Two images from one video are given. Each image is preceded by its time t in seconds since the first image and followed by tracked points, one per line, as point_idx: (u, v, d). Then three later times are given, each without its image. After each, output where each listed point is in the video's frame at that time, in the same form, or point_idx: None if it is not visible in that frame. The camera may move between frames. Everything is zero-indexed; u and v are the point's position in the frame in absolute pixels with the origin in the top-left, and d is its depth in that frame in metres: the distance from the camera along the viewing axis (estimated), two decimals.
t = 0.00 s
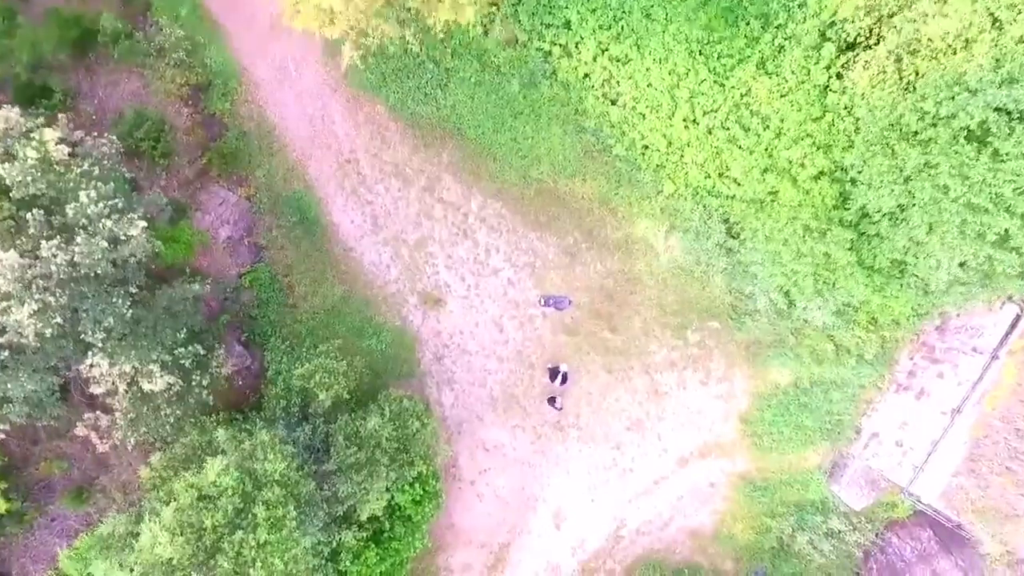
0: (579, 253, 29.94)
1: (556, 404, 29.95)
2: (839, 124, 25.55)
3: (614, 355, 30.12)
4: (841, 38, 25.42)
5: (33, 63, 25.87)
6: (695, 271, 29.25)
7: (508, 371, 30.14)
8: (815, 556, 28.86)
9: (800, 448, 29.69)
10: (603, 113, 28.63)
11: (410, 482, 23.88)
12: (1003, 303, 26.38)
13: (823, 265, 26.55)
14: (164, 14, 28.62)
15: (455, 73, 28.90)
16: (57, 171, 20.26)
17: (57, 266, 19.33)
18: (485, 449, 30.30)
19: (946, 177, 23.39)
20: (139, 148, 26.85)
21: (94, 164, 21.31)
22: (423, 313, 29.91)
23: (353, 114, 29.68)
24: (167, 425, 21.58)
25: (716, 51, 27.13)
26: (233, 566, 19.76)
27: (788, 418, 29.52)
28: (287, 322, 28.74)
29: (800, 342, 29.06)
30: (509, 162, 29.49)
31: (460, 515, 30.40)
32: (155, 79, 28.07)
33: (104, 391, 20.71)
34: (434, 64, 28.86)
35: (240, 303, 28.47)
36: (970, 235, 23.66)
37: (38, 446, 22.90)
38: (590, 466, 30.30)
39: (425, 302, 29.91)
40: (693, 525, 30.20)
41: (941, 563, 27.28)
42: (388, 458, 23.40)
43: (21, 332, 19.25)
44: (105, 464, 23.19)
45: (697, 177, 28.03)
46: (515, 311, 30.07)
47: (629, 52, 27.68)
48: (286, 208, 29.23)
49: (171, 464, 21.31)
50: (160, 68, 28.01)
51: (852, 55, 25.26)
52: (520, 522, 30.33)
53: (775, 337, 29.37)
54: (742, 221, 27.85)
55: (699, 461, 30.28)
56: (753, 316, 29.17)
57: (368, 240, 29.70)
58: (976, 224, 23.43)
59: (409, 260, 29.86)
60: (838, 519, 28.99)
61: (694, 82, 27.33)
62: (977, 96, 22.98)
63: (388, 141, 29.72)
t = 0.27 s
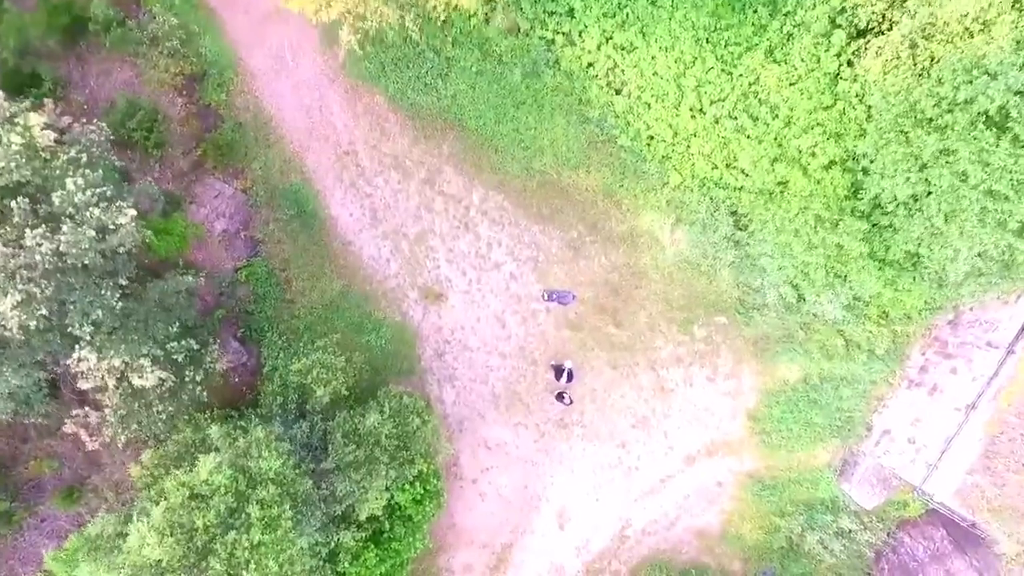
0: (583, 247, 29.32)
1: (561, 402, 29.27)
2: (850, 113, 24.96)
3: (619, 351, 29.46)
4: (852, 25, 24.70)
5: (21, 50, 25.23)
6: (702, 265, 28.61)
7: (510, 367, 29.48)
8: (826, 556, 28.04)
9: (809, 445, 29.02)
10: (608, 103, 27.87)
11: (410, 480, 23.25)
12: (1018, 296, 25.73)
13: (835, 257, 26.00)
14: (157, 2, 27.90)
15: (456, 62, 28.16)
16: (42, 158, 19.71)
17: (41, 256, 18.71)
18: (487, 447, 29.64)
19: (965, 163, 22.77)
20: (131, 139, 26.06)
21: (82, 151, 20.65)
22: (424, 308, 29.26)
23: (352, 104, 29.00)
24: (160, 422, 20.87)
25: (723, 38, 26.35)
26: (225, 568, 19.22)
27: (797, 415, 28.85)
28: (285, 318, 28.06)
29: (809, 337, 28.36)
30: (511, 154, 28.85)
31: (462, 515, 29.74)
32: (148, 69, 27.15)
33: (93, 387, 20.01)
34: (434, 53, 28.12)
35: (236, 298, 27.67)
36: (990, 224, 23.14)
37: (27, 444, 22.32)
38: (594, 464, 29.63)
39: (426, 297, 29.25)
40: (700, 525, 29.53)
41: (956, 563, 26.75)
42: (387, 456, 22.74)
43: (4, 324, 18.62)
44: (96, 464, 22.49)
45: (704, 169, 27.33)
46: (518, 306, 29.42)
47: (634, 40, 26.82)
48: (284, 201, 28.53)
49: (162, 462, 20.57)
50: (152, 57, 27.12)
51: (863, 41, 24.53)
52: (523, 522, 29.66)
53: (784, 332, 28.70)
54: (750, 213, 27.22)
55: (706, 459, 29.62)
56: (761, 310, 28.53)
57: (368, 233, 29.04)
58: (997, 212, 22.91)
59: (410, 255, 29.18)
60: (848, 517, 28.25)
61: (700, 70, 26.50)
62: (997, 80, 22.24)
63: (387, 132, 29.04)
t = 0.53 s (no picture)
0: (582, 239, 28.62)
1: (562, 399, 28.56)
2: (858, 100, 24.40)
3: (620, 346, 28.76)
4: (859, 11, 24.00)
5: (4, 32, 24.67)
6: (705, 257, 27.94)
7: (508, 363, 28.77)
8: (831, 556, 27.46)
9: (814, 443, 28.32)
10: (609, 91, 27.19)
11: (404, 477, 22.67)
12: None
13: (843, 248, 25.44)
14: None
15: (452, 49, 27.44)
16: (18, 141, 19.17)
17: (16, 242, 18.22)
18: (485, 444, 28.94)
19: (981, 148, 22.09)
20: (118, 127, 25.24)
21: (62, 135, 19.91)
22: (420, 302, 28.55)
23: (346, 93, 28.29)
24: (144, 418, 20.17)
25: (727, 25, 25.53)
26: (206, 567, 18.68)
27: (802, 411, 28.17)
28: (277, 312, 27.36)
29: (814, 331, 27.71)
30: (509, 144, 28.13)
31: (459, 513, 29.05)
32: (136, 55, 26.36)
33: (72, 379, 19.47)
34: (430, 40, 27.43)
35: (226, 292, 26.88)
36: (1006, 212, 22.42)
37: (10, 441, 21.55)
38: (595, 462, 28.92)
39: (422, 291, 28.53)
40: (702, 524, 28.86)
41: (965, 563, 26.01)
42: (380, 453, 22.08)
43: None
44: (81, 461, 21.80)
45: (707, 159, 26.68)
46: (516, 299, 28.70)
47: (636, 26, 26.07)
48: (276, 191, 27.82)
49: (145, 458, 20.19)
50: (140, 43, 26.38)
51: (871, 28, 23.78)
52: (522, 521, 28.96)
53: (789, 327, 28.04)
54: (755, 204, 26.58)
55: (709, 456, 28.94)
56: (765, 304, 27.83)
57: (362, 225, 28.33)
58: (1013, 199, 22.26)
59: (405, 247, 28.47)
60: (854, 517, 27.58)
61: (704, 58, 25.81)
62: (1014, 62, 21.67)
63: (382, 121, 28.34)
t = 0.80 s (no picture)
0: (581, 231, 27.89)
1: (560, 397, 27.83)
2: (865, 86, 23.69)
3: (620, 342, 28.01)
4: None
5: None
6: (707, 250, 27.29)
7: (505, 358, 28.02)
8: (837, 557, 26.59)
9: (819, 441, 27.59)
10: (608, 79, 26.41)
11: (396, 475, 21.95)
12: None
13: (850, 238, 24.61)
14: None
15: (447, 36, 26.72)
16: None
17: None
18: (481, 442, 28.17)
19: (996, 131, 21.25)
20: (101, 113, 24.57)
21: (37, 115, 19.41)
22: (414, 296, 27.80)
23: (338, 81, 27.53)
24: (124, 413, 19.80)
25: (730, 10, 24.84)
26: (182, 569, 17.97)
27: (806, 408, 27.45)
28: (268, 305, 26.59)
29: (819, 326, 27.06)
30: (506, 133, 27.39)
31: (455, 513, 28.28)
32: (120, 40, 25.98)
33: (47, 372, 18.93)
34: (425, 26, 26.73)
35: (215, 284, 26.15)
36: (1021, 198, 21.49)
37: None
38: (593, 460, 28.15)
39: (416, 284, 27.79)
40: (704, 524, 28.10)
41: (975, 564, 25.26)
42: (371, 450, 21.37)
43: None
44: (62, 458, 21.08)
45: (708, 148, 25.89)
46: (513, 293, 27.95)
47: (636, 11, 25.34)
48: (266, 182, 27.07)
49: (123, 454, 19.60)
50: (125, 28, 26.05)
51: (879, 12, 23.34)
52: (519, 521, 28.19)
53: (793, 321, 27.39)
54: (759, 194, 25.81)
55: (711, 454, 28.17)
56: (768, 297, 27.20)
57: (355, 217, 27.60)
58: None
59: (399, 239, 27.73)
60: (861, 516, 26.84)
61: (705, 43, 25.05)
62: None
63: (375, 110, 27.59)
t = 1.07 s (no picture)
0: (581, 224, 27.04)
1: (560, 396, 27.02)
2: (874, 72, 23.26)
3: (620, 338, 27.16)
4: None
5: None
6: (710, 243, 26.51)
7: (502, 355, 27.17)
8: (846, 561, 25.66)
9: (826, 440, 26.74)
10: (608, 67, 25.63)
11: (388, 475, 21.13)
12: None
13: (860, 229, 24.15)
14: None
15: (443, 22, 25.88)
16: None
17: None
18: (477, 441, 27.33)
19: (1017, 114, 21.02)
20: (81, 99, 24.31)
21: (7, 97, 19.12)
22: (408, 291, 26.95)
23: (330, 68, 26.68)
24: (102, 410, 19.34)
25: None
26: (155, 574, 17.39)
27: (812, 407, 26.55)
28: (257, 300, 25.85)
29: (826, 321, 26.25)
30: (503, 122, 26.53)
31: (451, 514, 27.44)
32: (104, 25, 25.34)
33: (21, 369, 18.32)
34: (419, 12, 25.90)
35: (201, 277, 25.53)
36: None
37: None
38: (593, 460, 27.29)
39: (410, 278, 26.94)
40: (707, 526, 27.24)
41: (988, 568, 24.36)
42: (361, 450, 20.50)
43: None
44: (41, 458, 20.32)
45: (712, 138, 25.19)
46: (510, 288, 27.09)
47: None
48: (255, 172, 26.21)
49: (98, 454, 19.05)
50: (109, 13, 25.38)
51: None
52: (516, 523, 27.35)
53: (799, 317, 26.54)
54: (765, 185, 25.16)
55: (714, 454, 27.31)
56: (773, 292, 26.39)
57: (347, 209, 26.76)
58: None
59: (393, 232, 26.89)
60: (869, 518, 26.05)
61: (709, 29, 24.37)
62: None
63: (368, 99, 26.75)
